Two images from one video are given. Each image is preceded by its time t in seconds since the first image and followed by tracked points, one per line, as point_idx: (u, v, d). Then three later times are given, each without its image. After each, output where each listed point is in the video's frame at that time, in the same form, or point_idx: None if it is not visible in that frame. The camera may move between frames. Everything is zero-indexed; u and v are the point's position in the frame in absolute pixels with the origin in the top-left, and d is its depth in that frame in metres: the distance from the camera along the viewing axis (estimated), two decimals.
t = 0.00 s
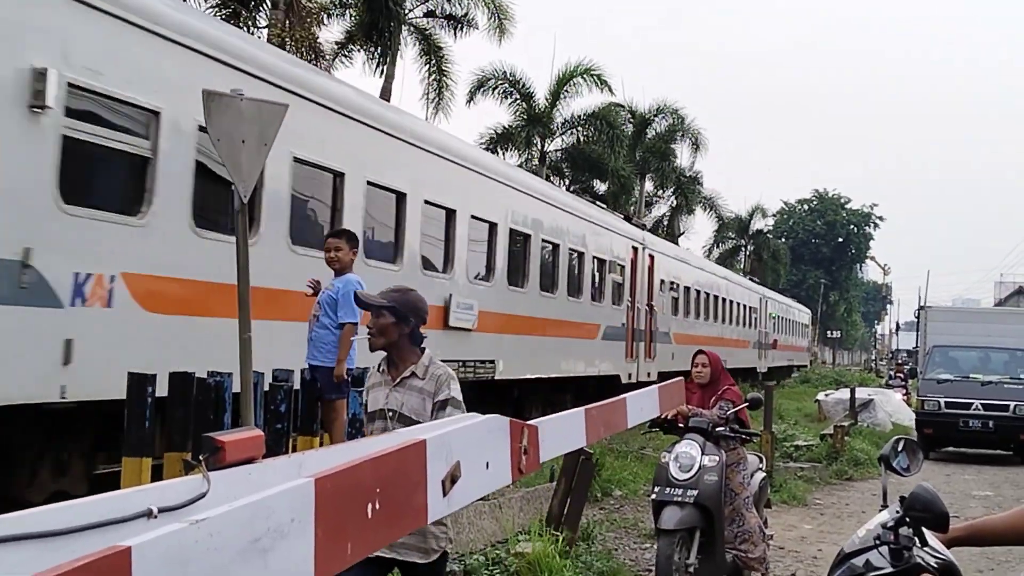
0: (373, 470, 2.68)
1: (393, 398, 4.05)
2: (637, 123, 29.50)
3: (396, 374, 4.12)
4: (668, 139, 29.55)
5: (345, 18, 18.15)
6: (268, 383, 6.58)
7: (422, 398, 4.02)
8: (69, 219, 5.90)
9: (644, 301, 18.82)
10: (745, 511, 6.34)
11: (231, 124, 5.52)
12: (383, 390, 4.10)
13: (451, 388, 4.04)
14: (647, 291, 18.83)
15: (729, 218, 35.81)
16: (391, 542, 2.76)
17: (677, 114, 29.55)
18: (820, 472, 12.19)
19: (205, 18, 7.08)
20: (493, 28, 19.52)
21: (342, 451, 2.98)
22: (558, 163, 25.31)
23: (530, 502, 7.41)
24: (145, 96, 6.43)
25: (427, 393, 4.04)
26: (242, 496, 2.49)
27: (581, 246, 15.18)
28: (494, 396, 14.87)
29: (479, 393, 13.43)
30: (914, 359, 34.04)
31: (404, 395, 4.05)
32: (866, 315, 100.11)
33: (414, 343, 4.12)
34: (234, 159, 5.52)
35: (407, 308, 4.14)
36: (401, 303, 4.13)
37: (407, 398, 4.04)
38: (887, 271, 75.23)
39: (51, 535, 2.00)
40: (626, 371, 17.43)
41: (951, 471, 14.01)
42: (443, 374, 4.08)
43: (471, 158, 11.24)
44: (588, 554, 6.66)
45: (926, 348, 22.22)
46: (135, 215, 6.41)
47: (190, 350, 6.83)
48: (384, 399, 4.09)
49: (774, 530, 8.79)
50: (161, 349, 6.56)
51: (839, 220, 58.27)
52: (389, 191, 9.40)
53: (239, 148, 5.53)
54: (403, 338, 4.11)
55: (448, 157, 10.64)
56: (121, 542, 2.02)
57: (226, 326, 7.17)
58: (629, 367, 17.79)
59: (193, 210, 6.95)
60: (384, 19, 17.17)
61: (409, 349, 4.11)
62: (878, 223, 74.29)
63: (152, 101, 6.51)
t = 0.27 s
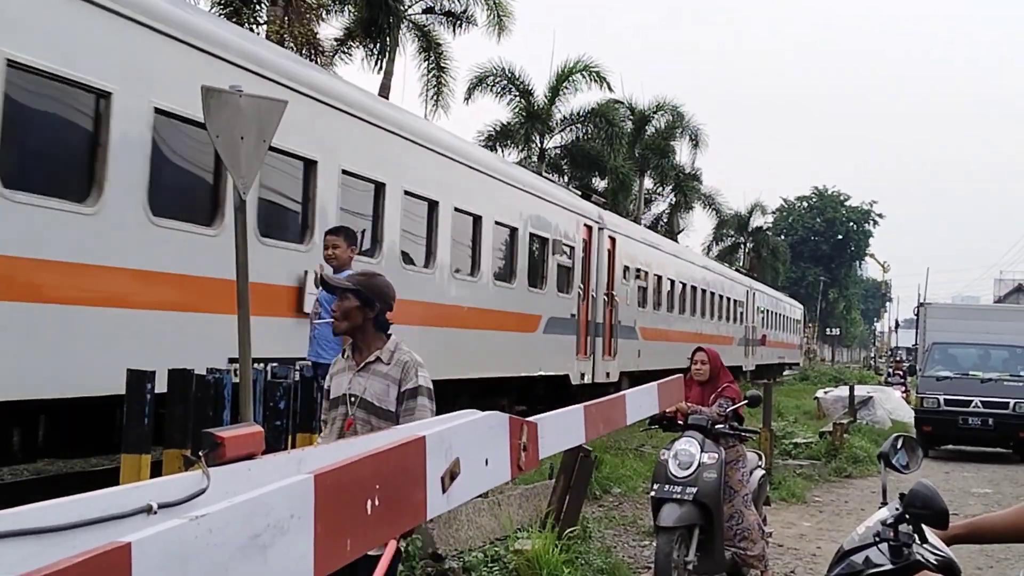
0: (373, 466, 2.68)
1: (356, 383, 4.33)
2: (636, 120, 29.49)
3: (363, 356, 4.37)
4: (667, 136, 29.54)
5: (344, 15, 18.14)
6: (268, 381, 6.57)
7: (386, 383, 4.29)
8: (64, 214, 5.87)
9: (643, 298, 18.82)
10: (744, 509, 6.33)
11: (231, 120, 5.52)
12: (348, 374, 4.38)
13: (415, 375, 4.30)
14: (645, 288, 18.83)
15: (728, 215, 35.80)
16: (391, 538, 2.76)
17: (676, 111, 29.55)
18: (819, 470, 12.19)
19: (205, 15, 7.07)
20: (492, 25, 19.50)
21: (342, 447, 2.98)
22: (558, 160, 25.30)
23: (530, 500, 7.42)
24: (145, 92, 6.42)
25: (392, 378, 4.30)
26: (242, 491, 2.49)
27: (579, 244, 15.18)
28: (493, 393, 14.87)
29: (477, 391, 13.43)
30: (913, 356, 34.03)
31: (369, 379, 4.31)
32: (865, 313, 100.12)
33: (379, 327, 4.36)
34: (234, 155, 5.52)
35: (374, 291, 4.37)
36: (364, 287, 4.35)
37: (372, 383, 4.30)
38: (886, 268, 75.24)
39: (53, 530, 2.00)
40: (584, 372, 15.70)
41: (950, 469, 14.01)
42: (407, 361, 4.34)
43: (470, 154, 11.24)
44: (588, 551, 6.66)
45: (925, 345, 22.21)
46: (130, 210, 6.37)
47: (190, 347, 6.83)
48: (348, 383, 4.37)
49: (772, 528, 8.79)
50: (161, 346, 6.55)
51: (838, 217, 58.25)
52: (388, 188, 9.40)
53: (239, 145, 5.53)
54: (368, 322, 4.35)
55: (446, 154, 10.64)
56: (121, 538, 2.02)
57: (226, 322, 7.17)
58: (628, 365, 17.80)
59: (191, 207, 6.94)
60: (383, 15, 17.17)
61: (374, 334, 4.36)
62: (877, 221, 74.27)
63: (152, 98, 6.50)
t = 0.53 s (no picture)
0: (372, 463, 2.68)
1: (326, 375, 4.08)
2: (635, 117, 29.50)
3: (332, 350, 4.15)
4: (665, 134, 29.55)
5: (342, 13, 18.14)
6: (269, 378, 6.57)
7: (360, 378, 4.06)
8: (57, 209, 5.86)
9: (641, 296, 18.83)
10: (742, 506, 6.33)
11: (230, 118, 5.52)
12: (318, 365, 4.13)
13: (390, 373, 4.08)
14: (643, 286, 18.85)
15: (727, 213, 35.82)
16: (390, 535, 2.76)
17: (675, 109, 29.56)
18: (817, 467, 12.20)
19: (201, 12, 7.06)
20: (491, 22, 19.50)
21: (341, 444, 2.98)
22: (556, 158, 25.30)
23: (528, 497, 7.42)
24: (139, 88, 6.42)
25: (366, 373, 4.07)
26: (241, 487, 2.50)
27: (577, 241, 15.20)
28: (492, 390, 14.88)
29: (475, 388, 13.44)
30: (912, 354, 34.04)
31: (341, 372, 4.07)
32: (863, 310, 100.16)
33: (353, 320, 4.17)
34: (233, 153, 5.51)
35: (350, 282, 4.19)
36: (339, 278, 4.18)
37: (344, 377, 4.06)
38: (884, 265, 75.25)
39: (50, 526, 2.00)
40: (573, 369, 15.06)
41: (948, 466, 14.02)
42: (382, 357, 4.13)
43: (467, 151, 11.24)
44: (586, 548, 6.67)
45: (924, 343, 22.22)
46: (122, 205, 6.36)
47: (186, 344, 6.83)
48: (318, 375, 4.12)
49: (770, 525, 8.79)
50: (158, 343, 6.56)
51: (837, 215, 58.27)
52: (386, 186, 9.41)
53: (237, 142, 5.53)
54: (342, 314, 4.15)
55: (444, 151, 10.65)
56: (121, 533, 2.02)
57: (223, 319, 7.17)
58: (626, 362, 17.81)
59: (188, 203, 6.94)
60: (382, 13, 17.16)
61: (346, 327, 4.16)
62: (876, 219, 74.30)
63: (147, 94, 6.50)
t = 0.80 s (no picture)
0: (370, 461, 2.68)
1: (296, 381, 3.93)
2: (634, 115, 29.48)
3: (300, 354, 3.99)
4: (664, 131, 29.54)
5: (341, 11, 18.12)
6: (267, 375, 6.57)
7: (332, 386, 3.92)
8: (57, 208, 5.86)
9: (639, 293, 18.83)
10: (742, 504, 6.33)
11: (229, 116, 5.51)
12: (285, 370, 3.96)
13: (362, 382, 3.95)
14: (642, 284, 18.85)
15: (726, 211, 35.82)
16: (388, 533, 2.76)
17: (674, 106, 29.54)
18: (816, 465, 12.20)
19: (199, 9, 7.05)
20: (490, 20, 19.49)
21: (339, 442, 2.98)
22: (556, 155, 25.28)
23: (527, 495, 7.42)
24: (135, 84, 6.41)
25: (338, 381, 3.93)
26: (238, 484, 2.49)
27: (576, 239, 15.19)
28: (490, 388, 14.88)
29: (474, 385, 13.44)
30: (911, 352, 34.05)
31: (310, 379, 3.92)
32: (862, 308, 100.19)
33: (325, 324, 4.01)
34: (232, 151, 5.51)
35: (323, 284, 4.02)
36: (310, 279, 4.01)
37: (314, 383, 3.92)
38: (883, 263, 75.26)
39: (46, 523, 1.99)
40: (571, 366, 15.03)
41: (947, 464, 14.02)
42: (354, 364, 3.99)
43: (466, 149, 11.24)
44: (585, 546, 6.67)
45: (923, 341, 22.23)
46: (120, 202, 6.35)
47: (183, 342, 6.82)
48: (286, 379, 3.96)
49: (769, 523, 8.80)
50: (155, 340, 6.55)
51: (836, 213, 58.28)
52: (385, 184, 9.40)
53: (236, 140, 5.52)
54: (312, 318, 3.98)
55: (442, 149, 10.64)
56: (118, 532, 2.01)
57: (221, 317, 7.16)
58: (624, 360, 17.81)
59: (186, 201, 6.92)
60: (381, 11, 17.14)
61: (316, 332, 3.99)
62: (874, 217, 74.31)
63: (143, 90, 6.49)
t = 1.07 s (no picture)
0: (370, 458, 2.68)
1: (258, 372, 3.71)
2: (633, 112, 29.47)
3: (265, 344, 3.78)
4: (664, 129, 29.53)
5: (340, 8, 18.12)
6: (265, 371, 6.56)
7: (295, 379, 3.71)
8: (55, 205, 5.86)
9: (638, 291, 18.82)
10: (741, 502, 6.33)
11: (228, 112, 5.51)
12: (251, 361, 3.76)
13: (326, 373, 3.73)
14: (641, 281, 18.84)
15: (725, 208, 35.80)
16: (387, 529, 2.75)
17: (674, 104, 29.53)
18: (815, 462, 12.20)
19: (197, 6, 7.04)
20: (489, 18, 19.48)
21: (339, 439, 2.98)
22: (555, 153, 25.27)
23: (526, 492, 7.41)
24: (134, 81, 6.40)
25: (301, 373, 3.72)
26: (238, 481, 2.49)
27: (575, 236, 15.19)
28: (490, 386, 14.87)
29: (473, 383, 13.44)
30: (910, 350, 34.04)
31: (273, 370, 3.71)
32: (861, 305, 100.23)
33: (291, 312, 3.79)
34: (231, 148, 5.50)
35: (287, 270, 3.80)
36: (273, 267, 3.78)
37: (277, 375, 3.71)
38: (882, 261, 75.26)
39: (43, 520, 1.99)
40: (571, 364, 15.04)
41: (947, 462, 14.01)
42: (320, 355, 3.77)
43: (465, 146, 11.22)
44: (584, 544, 6.66)
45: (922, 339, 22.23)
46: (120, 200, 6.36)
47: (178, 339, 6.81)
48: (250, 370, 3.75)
49: (768, 520, 8.79)
50: (152, 338, 6.54)
51: (835, 211, 58.27)
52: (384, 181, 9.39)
53: (235, 136, 5.51)
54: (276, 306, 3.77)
55: (440, 147, 10.63)
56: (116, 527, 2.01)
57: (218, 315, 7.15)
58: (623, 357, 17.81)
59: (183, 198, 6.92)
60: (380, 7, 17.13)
61: (282, 321, 3.77)
62: (874, 214, 74.30)
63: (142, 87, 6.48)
